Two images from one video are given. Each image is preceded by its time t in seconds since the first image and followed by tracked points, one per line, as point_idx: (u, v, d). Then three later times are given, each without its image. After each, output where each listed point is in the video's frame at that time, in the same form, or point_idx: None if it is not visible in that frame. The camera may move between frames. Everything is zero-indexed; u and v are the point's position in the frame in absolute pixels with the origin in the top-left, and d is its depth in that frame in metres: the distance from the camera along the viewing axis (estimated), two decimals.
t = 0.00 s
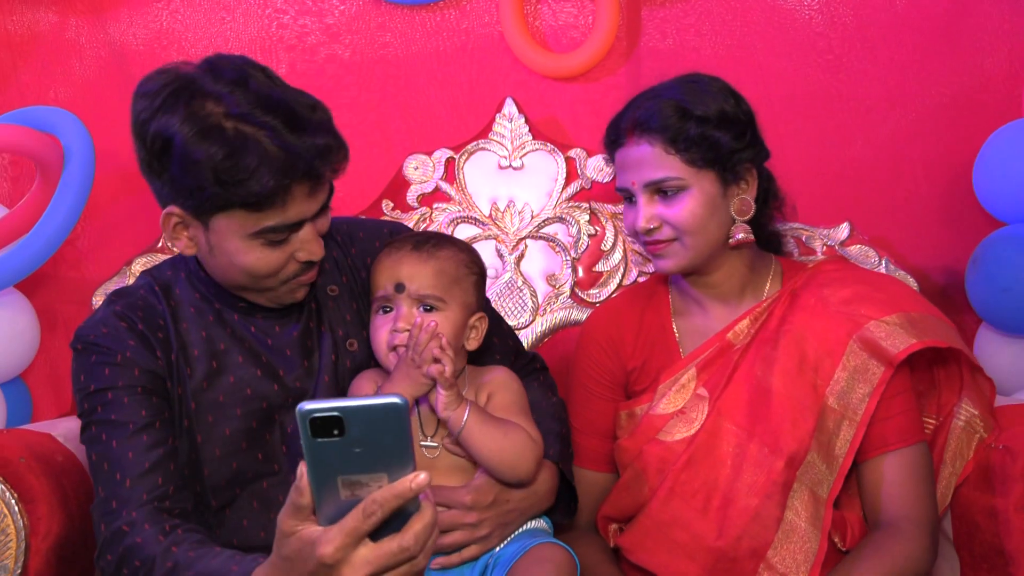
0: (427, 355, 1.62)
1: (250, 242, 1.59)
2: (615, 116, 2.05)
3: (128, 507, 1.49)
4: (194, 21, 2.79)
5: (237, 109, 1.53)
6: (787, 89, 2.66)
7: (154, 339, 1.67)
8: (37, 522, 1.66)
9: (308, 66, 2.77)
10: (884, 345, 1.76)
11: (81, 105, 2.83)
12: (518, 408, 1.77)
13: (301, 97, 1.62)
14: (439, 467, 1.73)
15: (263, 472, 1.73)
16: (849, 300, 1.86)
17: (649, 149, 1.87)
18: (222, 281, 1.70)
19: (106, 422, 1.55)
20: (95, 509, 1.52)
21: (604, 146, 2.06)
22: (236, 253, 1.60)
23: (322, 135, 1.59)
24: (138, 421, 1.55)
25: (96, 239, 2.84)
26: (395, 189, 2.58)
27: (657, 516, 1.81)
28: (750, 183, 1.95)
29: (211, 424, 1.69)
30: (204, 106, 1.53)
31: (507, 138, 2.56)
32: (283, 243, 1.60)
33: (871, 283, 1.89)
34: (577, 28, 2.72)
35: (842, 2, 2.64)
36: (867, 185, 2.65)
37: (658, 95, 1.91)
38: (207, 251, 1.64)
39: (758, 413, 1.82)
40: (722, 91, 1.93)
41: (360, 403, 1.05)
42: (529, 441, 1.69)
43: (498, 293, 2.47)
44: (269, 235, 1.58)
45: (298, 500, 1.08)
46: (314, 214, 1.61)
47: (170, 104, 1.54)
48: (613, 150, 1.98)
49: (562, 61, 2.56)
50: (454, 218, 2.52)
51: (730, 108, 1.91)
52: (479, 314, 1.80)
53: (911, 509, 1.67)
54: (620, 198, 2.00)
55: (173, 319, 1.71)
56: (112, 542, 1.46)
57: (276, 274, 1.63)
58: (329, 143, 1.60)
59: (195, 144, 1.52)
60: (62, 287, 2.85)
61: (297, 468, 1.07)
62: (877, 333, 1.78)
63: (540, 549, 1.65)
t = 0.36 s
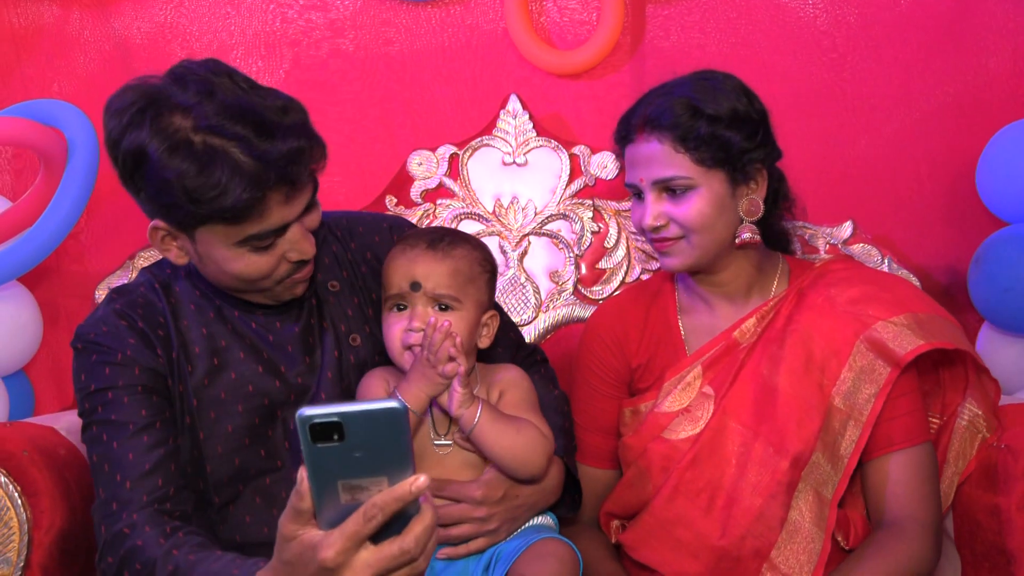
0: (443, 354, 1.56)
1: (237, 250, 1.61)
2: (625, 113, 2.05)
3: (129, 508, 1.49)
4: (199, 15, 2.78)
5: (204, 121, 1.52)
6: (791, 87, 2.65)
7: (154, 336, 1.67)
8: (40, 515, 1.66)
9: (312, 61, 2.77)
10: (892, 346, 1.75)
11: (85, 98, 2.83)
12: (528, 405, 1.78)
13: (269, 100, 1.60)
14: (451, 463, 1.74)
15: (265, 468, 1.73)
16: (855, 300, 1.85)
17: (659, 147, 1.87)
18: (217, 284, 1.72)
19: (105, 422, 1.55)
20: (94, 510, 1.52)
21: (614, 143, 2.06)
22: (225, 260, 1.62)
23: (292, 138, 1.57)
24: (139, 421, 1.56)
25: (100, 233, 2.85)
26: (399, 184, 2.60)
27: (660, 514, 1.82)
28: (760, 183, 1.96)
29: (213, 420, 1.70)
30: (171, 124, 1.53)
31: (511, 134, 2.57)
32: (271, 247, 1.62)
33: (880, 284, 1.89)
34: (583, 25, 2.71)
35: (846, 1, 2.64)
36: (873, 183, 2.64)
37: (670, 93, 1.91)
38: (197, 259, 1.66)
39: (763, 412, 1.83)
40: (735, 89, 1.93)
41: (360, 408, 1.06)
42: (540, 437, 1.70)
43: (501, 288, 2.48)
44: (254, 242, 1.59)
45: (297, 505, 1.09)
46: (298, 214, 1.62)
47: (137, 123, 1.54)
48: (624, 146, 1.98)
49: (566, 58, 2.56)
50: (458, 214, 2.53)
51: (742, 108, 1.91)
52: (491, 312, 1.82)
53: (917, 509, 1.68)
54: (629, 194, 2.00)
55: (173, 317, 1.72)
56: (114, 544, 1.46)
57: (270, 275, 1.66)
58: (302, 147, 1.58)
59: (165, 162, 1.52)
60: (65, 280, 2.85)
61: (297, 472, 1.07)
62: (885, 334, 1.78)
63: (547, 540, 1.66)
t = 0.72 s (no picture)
0: (437, 351, 1.61)
1: (231, 252, 1.61)
2: (624, 113, 2.05)
3: (123, 520, 1.50)
4: (201, 13, 2.79)
5: (191, 125, 1.52)
6: (792, 88, 2.66)
7: (153, 336, 1.68)
8: (42, 513, 1.66)
9: (313, 60, 2.77)
10: (892, 349, 1.76)
11: (86, 96, 2.83)
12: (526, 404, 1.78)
13: (256, 101, 1.60)
14: (451, 461, 1.74)
15: (266, 467, 1.74)
16: (854, 303, 1.86)
17: (660, 149, 1.87)
18: (213, 286, 1.73)
19: (103, 428, 1.56)
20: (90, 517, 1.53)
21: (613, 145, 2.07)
22: (221, 262, 1.63)
23: (278, 139, 1.57)
24: (136, 428, 1.57)
25: (101, 231, 2.85)
26: (401, 183, 2.60)
27: (659, 518, 1.83)
28: (760, 184, 1.96)
29: (213, 420, 1.70)
30: (157, 129, 1.53)
31: (512, 134, 2.57)
32: (265, 248, 1.62)
33: (880, 286, 1.89)
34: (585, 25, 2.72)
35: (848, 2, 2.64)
36: (873, 184, 2.64)
37: (670, 93, 1.92)
38: (194, 261, 1.67)
39: (763, 416, 1.83)
40: (735, 90, 1.93)
41: (359, 450, 1.06)
42: (535, 437, 1.69)
43: (502, 288, 2.49)
44: (248, 244, 1.60)
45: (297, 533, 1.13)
46: (291, 214, 1.62)
47: (123, 129, 1.55)
48: (623, 146, 1.98)
49: (569, 58, 2.56)
50: (459, 213, 2.53)
51: (744, 109, 1.91)
52: (490, 309, 1.82)
53: (917, 511, 1.68)
54: (628, 195, 2.00)
55: (172, 317, 1.72)
56: (109, 554, 1.48)
57: (265, 276, 1.66)
58: (290, 148, 1.59)
59: (153, 168, 1.53)
60: (66, 278, 2.85)
61: (298, 503, 1.11)
62: (884, 337, 1.79)
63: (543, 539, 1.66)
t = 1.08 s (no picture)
0: (431, 346, 1.62)
1: (233, 253, 1.62)
2: (622, 118, 2.07)
3: (110, 548, 1.54)
4: (204, 17, 2.80)
5: (191, 128, 1.53)
6: (793, 93, 2.66)
7: (151, 344, 1.69)
8: (44, 516, 1.66)
9: (315, 64, 2.78)
10: (887, 352, 1.78)
11: (88, 99, 2.84)
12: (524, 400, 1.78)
13: (256, 104, 1.60)
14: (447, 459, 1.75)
15: (265, 469, 1.74)
16: (851, 307, 1.87)
17: (667, 149, 1.88)
18: (215, 288, 1.74)
19: (96, 448, 1.59)
20: (78, 534, 1.57)
21: (610, 153, 2.09)
22: (222, 265, 1.64)
23: (278, 140, 1.57)
24: (127, 450, 1.59)
25: (103, 234, 2.86)
26: (402, 187, 2.61)
27: (658, 524, 1.83)
28: (760, 184, 1.98)
29: (212, 425, 1.71)
30: (158, 131, 1.54)
31: (513, 138, 2.58)
32: (267, 250, 1.63)
33: (877, 290, 1.89)
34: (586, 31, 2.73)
35: (848, 8, 2.65)
36: (873, 190, 2.64)
37: (670, 95, 1.94)
38: (195, 263, 1.68)
39: (761, 422, 1.83)
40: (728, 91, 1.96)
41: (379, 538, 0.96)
42: (533, 432, 1.71)
43: (503, 292, 2.49)
44: (249, 245, 1.61)
45: None
46: (292, 216, 1.63)
47: (125, 133, 1.56)
48: (622, 149, 1.99)
49: (570, 63, 2.58)
50: (460, 217, 2.55)
51: (740, 109, 1.94)
52: (486, 308, 1.81)
53: (915, 515, 1.69)
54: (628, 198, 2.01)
55: (171, 322, 1.73)
56: None
57: (268, 277, 1.66)
58: (290, 149, 1.59)
59: (154, 171, 1.54)
60: (68, 281, 2.86)
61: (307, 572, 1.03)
62: (881, 341, 1.80)
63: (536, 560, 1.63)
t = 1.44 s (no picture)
0: (410, 344, 1.64)
1: (233, 252, 1.62)
2: (619, 121, 2.10)
3: (105, 566, 1.54)
4: (206, 18, 2.80)
5: (191, 126, 1.54)
6: (795, 95, 2.66)
7: (149, 348, 1.69)
8: (48, 515, 1.66)
9: (317, 65, 2.78)
10: (882, 351, 1.78)
11: (90, 99, 2.84)
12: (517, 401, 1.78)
13: (255, 103, 1.61)
14: (444, 460, 1.74)
15: (265, 470, 1.74)
16: (846, 307, 1.87)
17: (679, 144, 1.90)
18: (215, 288, 1.74)
19: (89, 461, 1.59)
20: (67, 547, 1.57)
21: (607, 158, 2.10)
22: (221, 263, 1.64)
23: (277, 138, 1.59)
24: (121, 465, 1.59)
25: (106, 234, 2.86)
26: (404, 189, 2.63)
27: (656, 527, 1.84)
28: (758, 182, 2.01)
29: (212, 428, 1.71)
30: (158, 129, 1.55)
31: (516, 139, 2.60)
32: (267, 249, 1.64)
33: (873, 290, 1.89)
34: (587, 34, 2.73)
35: (849, 10, 2.66)
36: (874, 192, 2.65)
37: (671, 95, 1.98)
38: (195, 263, 1.68)
39: (758, 423, 1.84)
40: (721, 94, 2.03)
41: None
42: (522, 430, 1.71)
43: (505, 293, 2.51)
44: (249, 244, 1.62)
45: None
46: (290, 215, 1.63)
47: (125, 131, 1.56)
48: (621, 151, 2.01)
49: (572, 65, 2.58)
50: (462, 218, 2.56)
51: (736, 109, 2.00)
52: (480, 307, 1.79)
53: (911, 514, 1.69)
54: (627, 200, 2.01)
55: (170, 326, 1.74)
56: None
57: (268, 276, 1.66)
58: (289, 146, 1.60)
59: (155, 169, 1.55)
60: (70, 282, 2.87)
61: None
62: (876, 341, 1.80)
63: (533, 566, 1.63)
